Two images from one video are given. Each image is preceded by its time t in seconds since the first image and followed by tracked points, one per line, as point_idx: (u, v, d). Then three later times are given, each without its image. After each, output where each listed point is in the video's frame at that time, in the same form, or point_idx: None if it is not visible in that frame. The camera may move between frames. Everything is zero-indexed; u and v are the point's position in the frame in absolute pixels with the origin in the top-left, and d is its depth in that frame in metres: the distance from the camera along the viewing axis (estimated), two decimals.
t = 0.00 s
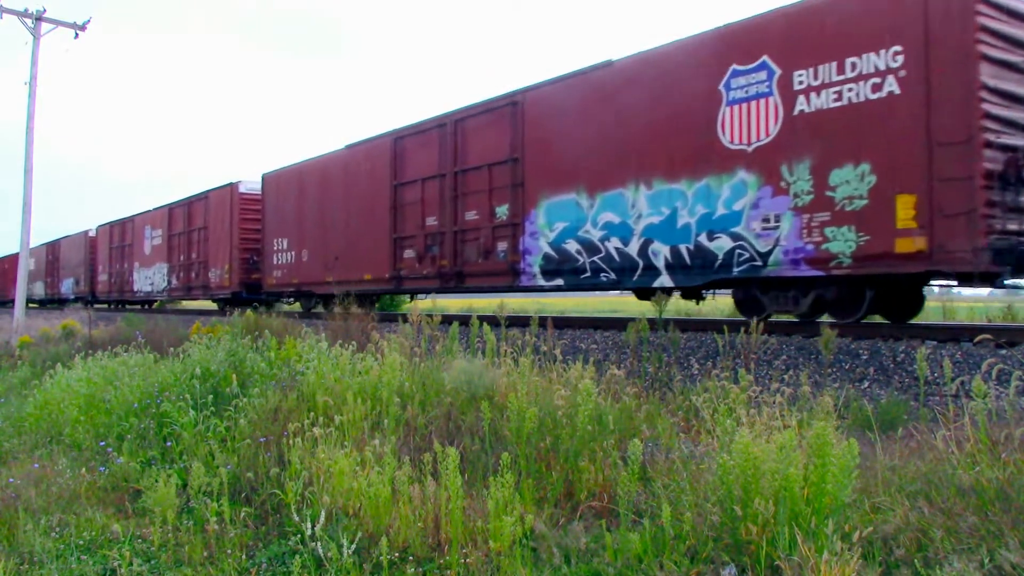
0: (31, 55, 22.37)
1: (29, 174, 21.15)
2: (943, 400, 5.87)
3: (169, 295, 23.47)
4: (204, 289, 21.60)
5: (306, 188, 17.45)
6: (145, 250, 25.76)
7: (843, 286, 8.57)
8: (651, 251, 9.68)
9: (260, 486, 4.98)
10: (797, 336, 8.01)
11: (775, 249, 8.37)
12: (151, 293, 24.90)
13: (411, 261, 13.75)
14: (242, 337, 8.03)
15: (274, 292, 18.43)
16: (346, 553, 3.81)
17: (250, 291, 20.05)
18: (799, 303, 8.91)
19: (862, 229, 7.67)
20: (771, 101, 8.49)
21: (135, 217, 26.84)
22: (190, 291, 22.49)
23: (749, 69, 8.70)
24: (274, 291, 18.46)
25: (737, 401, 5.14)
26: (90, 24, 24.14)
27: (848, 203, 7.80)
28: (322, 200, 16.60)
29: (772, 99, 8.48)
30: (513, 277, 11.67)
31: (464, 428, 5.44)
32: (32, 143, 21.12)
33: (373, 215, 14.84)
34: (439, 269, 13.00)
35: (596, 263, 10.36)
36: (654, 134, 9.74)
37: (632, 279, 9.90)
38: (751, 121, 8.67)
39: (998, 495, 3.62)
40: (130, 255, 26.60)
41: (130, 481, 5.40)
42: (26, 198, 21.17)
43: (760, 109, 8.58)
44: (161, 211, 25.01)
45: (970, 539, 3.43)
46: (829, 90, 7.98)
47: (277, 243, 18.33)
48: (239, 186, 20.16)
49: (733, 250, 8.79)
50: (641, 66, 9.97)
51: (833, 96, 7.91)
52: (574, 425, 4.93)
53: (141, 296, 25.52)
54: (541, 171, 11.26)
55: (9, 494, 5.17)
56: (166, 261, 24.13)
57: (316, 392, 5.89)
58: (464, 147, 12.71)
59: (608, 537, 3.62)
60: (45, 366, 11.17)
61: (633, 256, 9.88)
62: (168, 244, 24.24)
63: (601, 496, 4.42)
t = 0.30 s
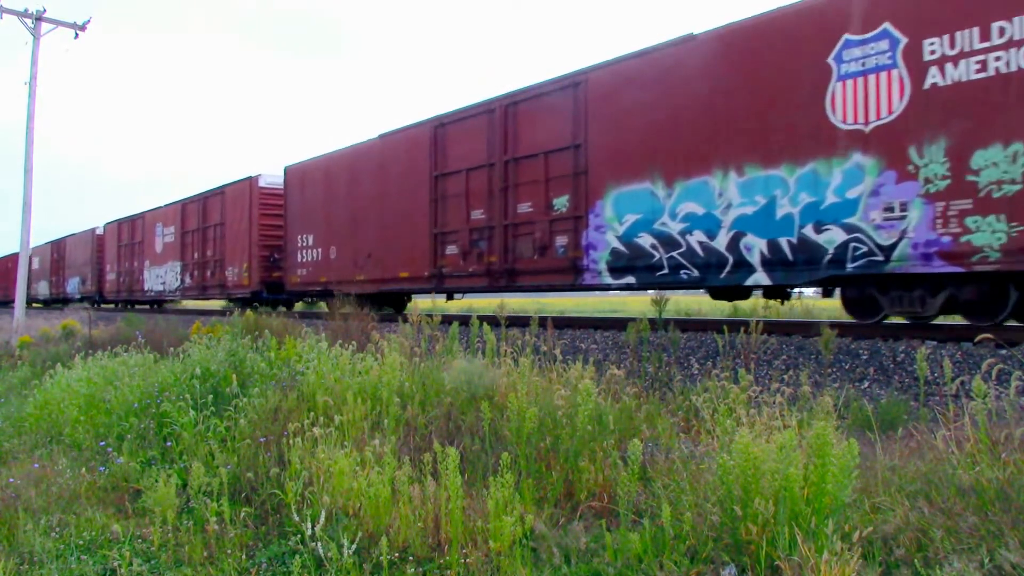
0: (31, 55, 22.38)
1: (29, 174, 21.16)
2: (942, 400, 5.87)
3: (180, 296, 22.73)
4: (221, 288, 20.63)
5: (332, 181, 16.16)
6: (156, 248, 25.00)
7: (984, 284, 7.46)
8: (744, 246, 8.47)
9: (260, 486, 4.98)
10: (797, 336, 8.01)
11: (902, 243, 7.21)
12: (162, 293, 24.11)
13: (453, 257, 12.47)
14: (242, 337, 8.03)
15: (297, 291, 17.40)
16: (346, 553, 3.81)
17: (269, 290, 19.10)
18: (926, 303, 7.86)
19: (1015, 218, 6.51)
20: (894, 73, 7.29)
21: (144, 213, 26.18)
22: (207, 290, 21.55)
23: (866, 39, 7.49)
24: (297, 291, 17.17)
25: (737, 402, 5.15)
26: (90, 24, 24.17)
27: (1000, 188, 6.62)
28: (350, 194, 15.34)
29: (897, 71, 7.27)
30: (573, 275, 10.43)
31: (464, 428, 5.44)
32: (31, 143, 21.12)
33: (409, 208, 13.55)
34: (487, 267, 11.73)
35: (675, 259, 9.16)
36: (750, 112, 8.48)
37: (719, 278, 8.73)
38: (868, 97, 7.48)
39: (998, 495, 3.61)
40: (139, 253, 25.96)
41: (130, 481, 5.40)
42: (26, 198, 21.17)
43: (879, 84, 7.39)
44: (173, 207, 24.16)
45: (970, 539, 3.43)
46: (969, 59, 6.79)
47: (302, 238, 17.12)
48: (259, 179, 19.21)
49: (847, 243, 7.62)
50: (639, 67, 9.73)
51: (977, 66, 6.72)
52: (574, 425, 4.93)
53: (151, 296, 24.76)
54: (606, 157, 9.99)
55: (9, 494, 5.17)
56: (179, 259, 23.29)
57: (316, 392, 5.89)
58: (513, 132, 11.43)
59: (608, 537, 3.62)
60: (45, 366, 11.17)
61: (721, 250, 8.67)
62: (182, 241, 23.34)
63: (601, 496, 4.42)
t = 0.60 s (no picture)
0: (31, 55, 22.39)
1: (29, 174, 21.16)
2: (943, 400, 5.87)
3: (191, 297, 22.19)
4: (240, 286, 19.96)
5: (361, 174, 15.23)
6: (167, 246, 24.41)
7: None
8: (862, 239, 7.48)
9: (260, 486, 4.98)
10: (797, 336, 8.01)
11: None
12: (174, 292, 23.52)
13: (503, 254, 11.53)
14: (242, 336, 8.04)
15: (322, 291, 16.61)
16: (346, 553, 3.81)
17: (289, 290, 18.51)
18: None
19: None
20: None
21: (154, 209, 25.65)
22: (223, 290, 20.85)
23: None
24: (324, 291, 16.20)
25: (737, 402, 5.17)
26: (89, 24, 24.21)
27: None
28: (382, 187, 14.40)
29: None
30: (646, 273, 9.50)
31: (464, 428, 5.44)
32: (32, 143, 21.12)
33: (452, 201, 12.59)
34: (544, 263, 10.81)
35: (774, 253, 8.15)
36: (857, 88, 7.57)
37: (828, 275, 7.74)
38: None
39: (998, 495, 3.61)
40: (148, 251, 25.43)
41: (130, 481, 5.40)
42: (26, 198, 21.17)
43: None
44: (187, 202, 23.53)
45: (970, 539, 3.43)
46: None
47: (330, 235, 16.19)
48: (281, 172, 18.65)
49: (995, 236, 6.62)
50: (638, 68, 9.68)
51: None
52: (574, 425, 4.94)
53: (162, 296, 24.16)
54: (678, 144, 9.11)
55: (9, 494, 5.17)
56: (193, 257, 22.68)
57: (316, 392, 5.89)
58: (571, 117, 10.53)
59: (608, 537, 3.62)
60: (45, 366, 11.17)
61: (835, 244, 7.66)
62: (197, 238, 22.70)
63: (601, 496, 4.42)
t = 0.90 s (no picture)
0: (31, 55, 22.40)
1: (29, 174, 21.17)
2: (943, 400, 5.87)
3: (207, 296, 21.58)
4: (260, 286, 19.30)
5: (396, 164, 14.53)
6: (181, 243, 23.81)
7: None
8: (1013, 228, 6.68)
9: (260, 486, 4.98)
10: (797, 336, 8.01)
11: None
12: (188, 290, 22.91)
13: (563, 248, 10.88)
14: (242, 337, 8.03)
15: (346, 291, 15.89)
16: (346, 553, 3.81)
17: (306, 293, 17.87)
18: None
19: None
20: None
21: (165, 205, 25.16)
22: (243, 289, 20.16)
23: None
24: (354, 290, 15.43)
25: (737, 402, 5.18)
26: (89, 24, 24.23)
27: None
28: (420, 179, 13.69)
29: None
30: (738, 268, 8.82)
31: (465, 428, 5.44)
32: (32, 143, 21.12)
33: (502, 193, 11.87)
34: (614, 260, 10.16)
35: (907, 245, 7.35)
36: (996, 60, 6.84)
37: (970, 271, 6.97)
38: None
39: (998, 495, 3.61)
40: (158, 249, 24.91)
41: (130, 481, 5.40)
42: (26, 198, 21.18)
43: None
44: (202, 197, 22.87)
45: (970, 539, 3.42)
46: None
47: (357, 229, 15.38)
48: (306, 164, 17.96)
49: None
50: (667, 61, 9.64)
51: None
52: (574, 426, 4.93)
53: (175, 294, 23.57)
54: (777, 123, 8.40)
55: (9, 494, 5.17)
56: (208, 255, 22.07)
57: (316, 392, 5.90)
58: (637, 97, 9.94)
59: (608, 537, 3.62)
60: (45, 366, 11.16)
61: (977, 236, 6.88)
62: (213, 235, 22.04)
63: (601, 496, 4.42)
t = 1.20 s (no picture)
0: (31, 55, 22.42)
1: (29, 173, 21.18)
2: (943, 400, 5.87)
3: (224, 295, 20.76)
4: (283, 284, 18.43)
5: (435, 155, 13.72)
6: (195, 240, 23.03)
7: None
8: None
9: (260, 486, 4.98)
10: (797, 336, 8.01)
11: None
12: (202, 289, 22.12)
13: (634, 243, 10.01)
14: (242, 336, 8.03)
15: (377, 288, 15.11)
16: (346, 553, 3.81)
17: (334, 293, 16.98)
18: None
19: None
20: None
21: (178, 201, 24.46)
22: (265, 287, 19.26)
23: None
24: (389, 289, 14.73)
25: (737, 402, 5.17)
26: (89, 24, 24.24)
27: None
28: (464, 171, 12.86)
29: None
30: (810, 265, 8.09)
31: (465, 428, 5.44)
32: (32, 143, 21.12)
33: (564, 184, 10.99)
34: (698, 255, 9.21)
35: None
36: None
37: None
38: None
39: (998, 495, 3.61)
40: (170, 247, 24.26)
41: (130, 481, 5.39)
42: (26, 197, 21.19)
43: None
44: (219, 192, 22.02)
45: (970, 539, 3.42)
46: None
47: (394, 224, 14.58)
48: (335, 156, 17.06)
49: None
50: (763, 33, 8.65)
51: None
52: (574, 425, 4.93)
53: (188, 294, 22.81)
54: (897, 102, 7.49)
55: (9, 494, 5.16)
56: (225, 252, 21.24)
57: (316, 392, 5.89)
58: (724, 77, 8.97)
59: (608, 537, 3.62)
60: (45, 366, 11.15)
61: None
62: (231, 231, 21.16)
63: (601, 496, 4.42)
